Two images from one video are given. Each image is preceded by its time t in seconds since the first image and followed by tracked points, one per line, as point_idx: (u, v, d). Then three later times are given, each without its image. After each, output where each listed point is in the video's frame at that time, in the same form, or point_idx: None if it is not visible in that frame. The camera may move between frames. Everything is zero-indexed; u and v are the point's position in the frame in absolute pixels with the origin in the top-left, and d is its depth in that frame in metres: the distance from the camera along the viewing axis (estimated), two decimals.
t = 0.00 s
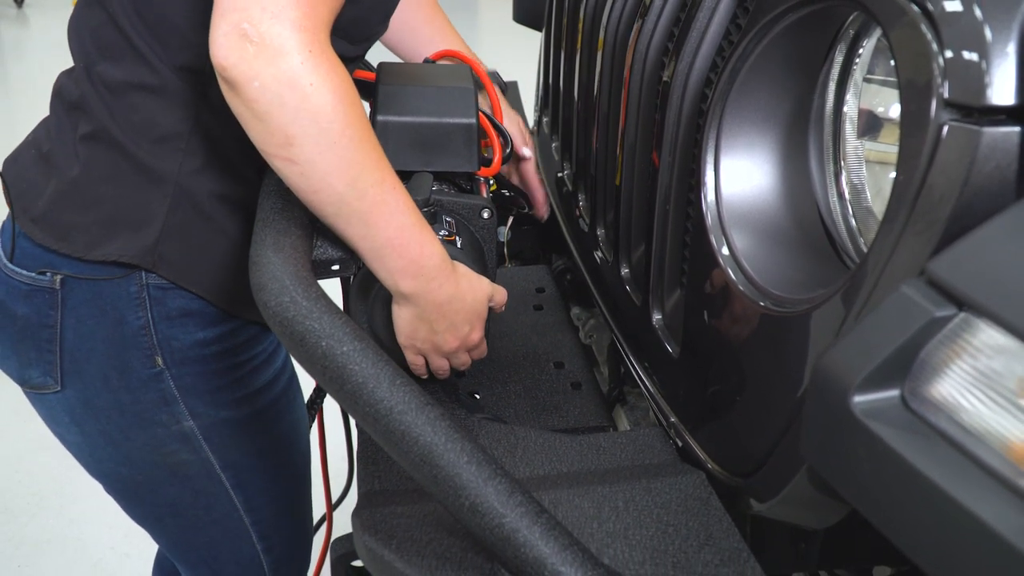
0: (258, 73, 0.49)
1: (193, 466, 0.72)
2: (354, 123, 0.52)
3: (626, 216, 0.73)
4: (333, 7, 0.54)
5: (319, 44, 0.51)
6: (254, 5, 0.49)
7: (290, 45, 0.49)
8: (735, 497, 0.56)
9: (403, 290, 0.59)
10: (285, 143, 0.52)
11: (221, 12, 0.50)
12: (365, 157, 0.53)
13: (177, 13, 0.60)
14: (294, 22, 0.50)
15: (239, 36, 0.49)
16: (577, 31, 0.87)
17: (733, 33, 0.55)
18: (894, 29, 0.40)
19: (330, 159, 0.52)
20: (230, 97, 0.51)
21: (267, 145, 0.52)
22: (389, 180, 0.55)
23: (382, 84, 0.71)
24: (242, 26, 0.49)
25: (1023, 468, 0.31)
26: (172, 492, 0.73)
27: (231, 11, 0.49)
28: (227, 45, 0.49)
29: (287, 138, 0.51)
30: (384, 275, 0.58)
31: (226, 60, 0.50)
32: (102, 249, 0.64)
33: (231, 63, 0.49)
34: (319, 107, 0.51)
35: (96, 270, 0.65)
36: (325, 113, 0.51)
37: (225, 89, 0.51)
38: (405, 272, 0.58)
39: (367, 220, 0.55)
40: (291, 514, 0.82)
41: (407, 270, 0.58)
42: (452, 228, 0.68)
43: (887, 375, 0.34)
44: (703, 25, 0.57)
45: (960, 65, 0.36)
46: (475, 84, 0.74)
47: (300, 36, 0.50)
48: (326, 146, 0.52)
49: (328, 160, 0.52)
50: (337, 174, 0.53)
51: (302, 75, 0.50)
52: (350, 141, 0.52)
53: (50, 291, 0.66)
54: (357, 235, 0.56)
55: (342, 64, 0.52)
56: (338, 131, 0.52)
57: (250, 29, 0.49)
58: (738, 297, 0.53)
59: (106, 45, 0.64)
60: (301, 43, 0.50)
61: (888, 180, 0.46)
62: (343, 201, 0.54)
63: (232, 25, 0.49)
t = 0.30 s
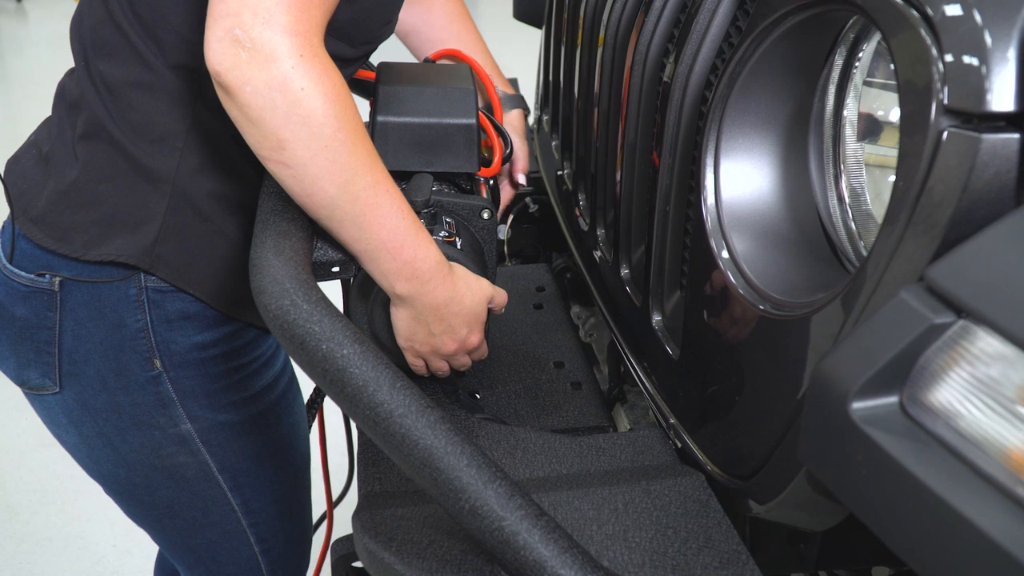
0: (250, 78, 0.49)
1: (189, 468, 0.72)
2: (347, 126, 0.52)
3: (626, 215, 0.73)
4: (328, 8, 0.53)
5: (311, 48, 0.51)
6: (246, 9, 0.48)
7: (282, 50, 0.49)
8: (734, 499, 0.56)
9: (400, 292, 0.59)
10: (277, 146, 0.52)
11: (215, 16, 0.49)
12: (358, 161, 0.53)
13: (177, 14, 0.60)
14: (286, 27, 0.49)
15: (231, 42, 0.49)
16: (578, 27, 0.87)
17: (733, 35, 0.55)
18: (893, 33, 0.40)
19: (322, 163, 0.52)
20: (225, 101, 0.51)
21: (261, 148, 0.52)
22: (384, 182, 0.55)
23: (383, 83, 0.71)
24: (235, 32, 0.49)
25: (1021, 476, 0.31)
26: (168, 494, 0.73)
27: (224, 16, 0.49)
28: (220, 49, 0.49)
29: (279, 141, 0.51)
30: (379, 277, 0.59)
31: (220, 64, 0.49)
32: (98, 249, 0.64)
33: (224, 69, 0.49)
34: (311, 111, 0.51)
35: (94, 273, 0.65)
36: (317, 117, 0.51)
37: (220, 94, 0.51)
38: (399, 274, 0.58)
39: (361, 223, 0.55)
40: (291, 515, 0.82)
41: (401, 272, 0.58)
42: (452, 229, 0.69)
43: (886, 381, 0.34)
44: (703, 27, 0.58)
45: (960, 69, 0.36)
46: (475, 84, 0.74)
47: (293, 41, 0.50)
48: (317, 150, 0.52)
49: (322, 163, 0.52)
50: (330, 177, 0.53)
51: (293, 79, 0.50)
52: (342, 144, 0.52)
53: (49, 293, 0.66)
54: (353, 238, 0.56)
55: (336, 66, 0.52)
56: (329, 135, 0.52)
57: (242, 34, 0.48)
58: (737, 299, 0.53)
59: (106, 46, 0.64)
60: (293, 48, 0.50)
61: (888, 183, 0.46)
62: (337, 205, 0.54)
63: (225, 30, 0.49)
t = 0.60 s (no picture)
0: (241, 86, 0.49)
1: (187, 460, 0.73)
2: (340, 133, 0.52)
3: (625, 210, 0.73)
4: (322, 13, 0.53)
5: (304, 56, 0.50)
6: (238, 16, 0.48)
7: (274, 59, 0.49)
8: (732, 495, 0.56)
9: (397, 292, 0.60)
10: (269, 154, 0.52)
11: (206, 22, 0.49)
12: (351, 169, 0.53)
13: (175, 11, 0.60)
14: (279, 35, 0.49)
15: (222, 48, 0.48)
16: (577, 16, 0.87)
17: (732, 31, 0.55)
18: (891, 31, 0.40)
19: (315, 169, 0.52)
20: (216, 108, 0.51)
21: (254, 156, 0.52)
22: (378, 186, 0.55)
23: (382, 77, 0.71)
24: (226, 38, 0.48)
25: (1017, 476, 0.31)
26: (166, 484, 0.73)
27: (216, 22, 0.49)
28: (211, 56, 0.49)
29: (272, 150, 0.51)
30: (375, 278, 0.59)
31: (211, 72, 0.49)
32: (96, 246, 0.64)
33: (215, 76, 0.49)
34: (303, 119, 0.51)
35: (90, 266, 0.65)
36: (310, 125, 0.51)
37: (211, 102, 0.51)
38: (395, 276, 0.58)
39: (357, 227, 0.55)
40: (291, 507, 0.82)
41: (397, 275, 0.58)
42: (451, 224, 0.69)
43: (883, 381, 0.35)
44: (701, 24, 0.58)
45: (958, 67, 0.36)
46: (474, 78, 0.74)
47: (285, 49, 0.49)
48: (310, 156, 0.52)
49: (318, 169, 0.52)
50: (326, 181, 0.53)
51: (286, 88, 0.50)
52: (335, 152, 0.52)
53: (47, 286, 0.66)
54: (348, 240, 0.56)
55: (329, 74, 0.52)
56: (323, 144, 0.52)
57: (234, 41, 0.48)
58: (735, 295, 0.53)
59: (105, 42, 0.64)
60: (286, 56, 0.49)
61: (887, 180, 0.46)
62: (332, 209, 0.54)
63: (216, 36, 0.48)
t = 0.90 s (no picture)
0: (264, 74, 0.49)
1: (194, 449, 0.73)
2: (355, 130, 0.52)
3: (624, 201, 0.73)
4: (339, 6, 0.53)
5: (326, 49, 0.50)
6: (265, 2, 0.48)
7: (298, 49, 0.49)
8: (730, 487, 0.56)
9: (387, 293, 0.60)
10: (284, 144, 0.51)
11: (228, 5, 0.48)
12: (364, 164, 0.53)
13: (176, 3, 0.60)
14: (303, 26, 0.49)
15: (247, 33, 0.48)
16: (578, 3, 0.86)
17: (732, 23, 0.55)
18: (892, 24, 0.39)
19: (327, 164, 0.52)
20: (230, 93, 0.50)
21: (266, 144, 0.52)
22: (382, 186, 0.55)
23: (383, 66, 0.71)
24: (251, 23, 0.48)
25: (1015, 471, 0.31)
26: (174, 473, 0.74)
27: (241, 6, 0.48)
28: (234, 40, 0.48)
29: (287, 139, 0.51)
30: (366, 273, 0.59)
31: (231, 57, 0.48)
32: (101, 238, 0.63)
33: (236, 61, 0.48)
34: (323, 112, 0.50)
35: (96, 258, 0.64)
36: (329, 118, 0.51)
37: (226, 85, 0.50)
38: (386, 276, 0.59)
39: (357, 225, 0.55)
40: (295, 495, 0.82)
41: (389, 275, 0.59)
42: (451, 215, 0.68)
43: (882, 376, 0.35)
44: (701, 15, 0.57)
45: (958, 61, 0.36)
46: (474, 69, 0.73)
47: (309, 40, 0.49)
48: (324, 150, 0.52)
49: (330, 163, 0.52)
50: (338, 176, 0.52)
51: (309, 79, 0.49)
52: (348, 149, 0.52)
53: (52, 277, 0.65)
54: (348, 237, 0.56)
55: (346, 67, 0.52)
56: (338, 138, 0.52)
57: (259, 27, 0.48)
58: (733, 288, 0.53)
59: (106, 34, 0.63)
60: (309, 47, 0.49)
61: (886, 173, 0.47)
62: (337, 204, 0.54)
63: (240, 21, 0.48)
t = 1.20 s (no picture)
0: (275, 63, 0.48)
1: (196, 445, 0.73)
2: (363, 122, 0.52)
3: (624, 193, 0.73)
4: None
5: (335, 38, 0.50)
6: None
7: (308, 38, 0.49)
8: (728, 481, 0.57)
9: (385, 286, 0.60)
10: (291, 133, 0.51)
11: None
12: (369, 155, 0.53)
13: None
14: (314, 15, 0.49)
15: (259, 22, 0.48)
16: None
17: (731, 17, 0.55)
18: (892, 21, 0.39)
19: (334, 155, 0.52)
20: (239, 80, 0.50)
21: (273, 133, 0.51)
22: (384, 180, 0.55)
23: (381, 57, 0.71)
24: (263, 11, 0.47)
25: (1011, 469, 0.31)
26: (175, 468, 0.74)
27: None
28: (245, 27, 0.48)
29: (295, 129, 0.51)
30: (365, 264, 0.60)
31: (242, 45, 0.48)
32: (105, 234, 0.64)
33: (247, 48, 0.48)
34: (332, 102, 0.50)
35: (98, 253, 0.64)
36: (338, 108, 0.51)
37: (235, 72, 0.50)
38: (386, 269, 0.59)
39: (361, 216, 0.55)
40: (294, 486, 0.83)
41: (385, 267, 0.59)
42: (450, 208, 0.68)
43: (879, 373, 0.35)
44: (700, 9, 0.57)
45: (956, 57, 0.36)
46: (474, 60, 0.73)
47: (319, 29, 0.49)
48: (331, 141, 0.52)
49: (336, 155, 0.52)
50: (344, 167, 0.53)
51: (318, 69, 0.49)
52: (354, 140, 0.52)
53: (55, 273, 0.66)
54: (350, 228, 0.56)
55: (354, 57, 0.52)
56: (346, 129, 0.52)
57: (271, 15, 0.48)
58: (733, 283, 0.53)
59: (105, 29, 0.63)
60: (319, 37, 0.49)
61: (885, 168, 0.47)
62: (342, 195, 0.54)
63: (252, 9, 0.47)
